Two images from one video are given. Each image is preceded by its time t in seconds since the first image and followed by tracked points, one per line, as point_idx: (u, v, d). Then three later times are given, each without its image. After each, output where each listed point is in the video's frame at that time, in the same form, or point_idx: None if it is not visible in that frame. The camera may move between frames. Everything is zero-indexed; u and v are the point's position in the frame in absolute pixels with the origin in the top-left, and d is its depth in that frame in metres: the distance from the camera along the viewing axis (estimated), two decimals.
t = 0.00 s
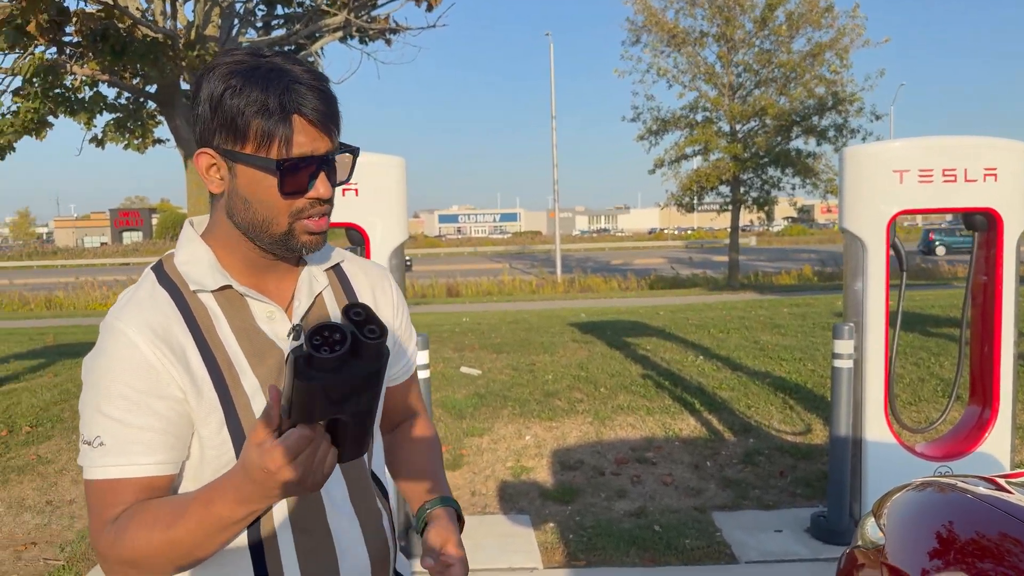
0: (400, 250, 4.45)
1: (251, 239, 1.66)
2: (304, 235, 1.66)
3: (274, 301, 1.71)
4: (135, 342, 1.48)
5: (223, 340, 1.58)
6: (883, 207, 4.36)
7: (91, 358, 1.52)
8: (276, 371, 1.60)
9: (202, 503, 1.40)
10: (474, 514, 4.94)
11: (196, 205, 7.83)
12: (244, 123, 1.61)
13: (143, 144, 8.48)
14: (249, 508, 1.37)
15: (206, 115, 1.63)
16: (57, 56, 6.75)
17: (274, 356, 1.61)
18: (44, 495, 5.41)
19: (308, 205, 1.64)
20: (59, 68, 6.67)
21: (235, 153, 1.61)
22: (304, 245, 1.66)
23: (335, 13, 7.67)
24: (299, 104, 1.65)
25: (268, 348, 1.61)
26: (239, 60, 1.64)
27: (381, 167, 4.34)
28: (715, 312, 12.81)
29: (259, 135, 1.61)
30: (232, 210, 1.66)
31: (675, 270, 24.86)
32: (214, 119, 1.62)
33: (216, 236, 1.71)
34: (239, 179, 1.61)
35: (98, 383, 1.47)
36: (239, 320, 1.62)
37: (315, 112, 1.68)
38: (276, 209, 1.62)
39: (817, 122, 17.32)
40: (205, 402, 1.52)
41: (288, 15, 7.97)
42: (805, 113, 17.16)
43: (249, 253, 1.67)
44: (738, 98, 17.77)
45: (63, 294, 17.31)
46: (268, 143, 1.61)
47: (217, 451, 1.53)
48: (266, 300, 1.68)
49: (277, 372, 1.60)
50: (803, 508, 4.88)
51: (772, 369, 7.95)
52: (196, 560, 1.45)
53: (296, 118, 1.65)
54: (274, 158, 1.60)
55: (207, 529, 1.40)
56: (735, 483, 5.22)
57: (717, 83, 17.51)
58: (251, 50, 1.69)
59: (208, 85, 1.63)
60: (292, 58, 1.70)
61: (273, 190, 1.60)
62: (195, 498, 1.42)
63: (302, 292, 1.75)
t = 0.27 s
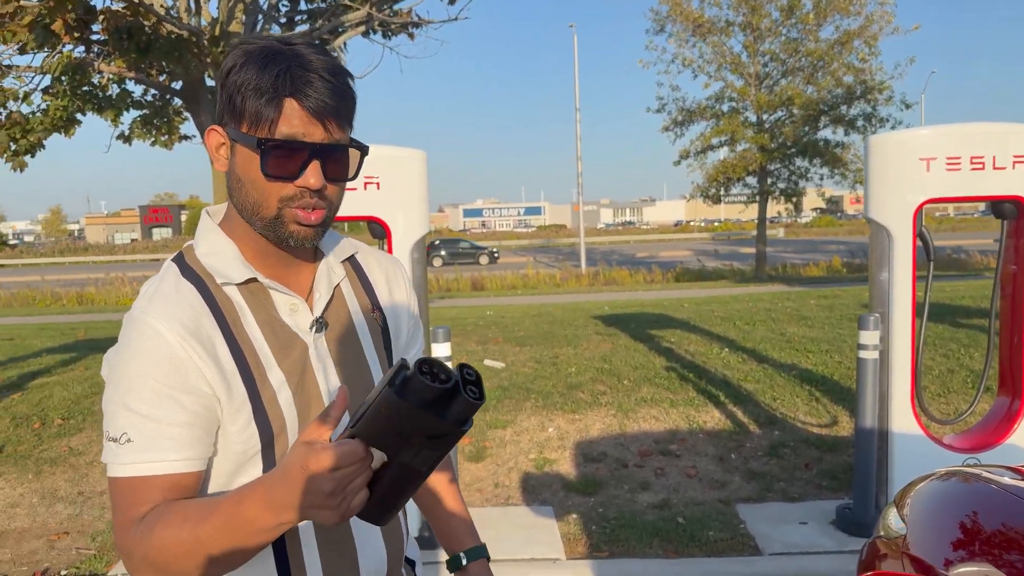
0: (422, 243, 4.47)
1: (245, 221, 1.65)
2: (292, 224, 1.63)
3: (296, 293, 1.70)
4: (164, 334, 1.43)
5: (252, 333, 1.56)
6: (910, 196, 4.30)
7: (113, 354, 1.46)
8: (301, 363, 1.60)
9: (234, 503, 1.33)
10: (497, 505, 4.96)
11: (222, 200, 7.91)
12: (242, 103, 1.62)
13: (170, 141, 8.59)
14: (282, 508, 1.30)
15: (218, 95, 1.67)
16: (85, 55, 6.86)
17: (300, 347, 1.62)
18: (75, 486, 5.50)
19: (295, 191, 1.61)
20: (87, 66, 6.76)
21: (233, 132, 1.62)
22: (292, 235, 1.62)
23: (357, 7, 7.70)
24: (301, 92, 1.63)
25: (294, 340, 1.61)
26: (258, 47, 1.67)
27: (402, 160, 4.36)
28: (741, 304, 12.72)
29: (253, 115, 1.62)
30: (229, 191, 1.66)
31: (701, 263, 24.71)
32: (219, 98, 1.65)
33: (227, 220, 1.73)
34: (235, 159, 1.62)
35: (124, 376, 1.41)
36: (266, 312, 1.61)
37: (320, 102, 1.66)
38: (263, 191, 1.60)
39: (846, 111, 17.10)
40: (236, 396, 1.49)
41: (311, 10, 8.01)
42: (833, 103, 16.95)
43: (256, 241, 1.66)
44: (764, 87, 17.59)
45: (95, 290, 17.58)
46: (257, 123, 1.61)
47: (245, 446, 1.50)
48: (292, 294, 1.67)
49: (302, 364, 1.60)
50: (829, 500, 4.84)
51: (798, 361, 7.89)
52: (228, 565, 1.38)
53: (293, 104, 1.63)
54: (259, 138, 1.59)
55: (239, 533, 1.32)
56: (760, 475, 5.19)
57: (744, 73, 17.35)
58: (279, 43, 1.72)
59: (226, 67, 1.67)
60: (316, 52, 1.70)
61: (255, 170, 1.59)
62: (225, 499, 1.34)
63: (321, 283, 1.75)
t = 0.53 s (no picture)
0: (427, 235, 4.48)
1: (297, 210, 1.71)
2: (342, 217, 1.67)
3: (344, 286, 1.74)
4: (218, 318, 1.47)
5: (301, 323, 1.60)
6: (916, 186, 4.29)
7: (162, 339, 1.48)
8: (345, 356, 1.63)
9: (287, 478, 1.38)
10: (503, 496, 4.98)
11: (228, 193, 7.92)
12: (302, 94, 1.67)
13: (175, 135, 8.60)
14: (339, 479, 1.36)
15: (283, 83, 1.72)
16: (91, 49, 6.90)
17: (346, 340, 1.65)
18: (85, 479, 5.55)
19: (347, 184, 1.65)
20: (93, 60, 6.77)
21: (293, 123, 1.68)
22: (340, 228, 1.67)
23: None
24: (360, 87, 1.67)
25: (343, 333, 1.65)
26: (325, 39, 1.71)
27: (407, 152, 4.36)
28: (749, 295, 12.68)
29: (312, 107, 1.66)
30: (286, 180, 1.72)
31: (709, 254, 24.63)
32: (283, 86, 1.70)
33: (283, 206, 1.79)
34: (293, 148, 1.67)
35: (175, 358, 1.43)
36: (315, 304, 1.65)
37: (379, 97, 1.69)
38: (316, 182, 1.65)
39: (854, 101, 17.00)
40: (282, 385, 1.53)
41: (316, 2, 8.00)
42: (841, 93, 16.85)
43: (307, 232, 1.71)
44: (772, 78, 17.49)
45: (103, 284, 17.65)
46: (316, 115, 1.65)
47: (286, 435, 1.53)
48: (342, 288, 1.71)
49: (346, 357, 1.63)
50: (836, 490, 4.84)
51: (805, 352, 7.87)
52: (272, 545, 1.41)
53: (353, 98, 1.67)
54: (316, 129, 1.63)
55: (293, 505, 1.37)
56: (766, 466, 5.20)
57: (751, 63, 17.30)
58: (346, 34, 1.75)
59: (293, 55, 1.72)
60: (381, 46, 1.73)
61: (309, 161, 1.64)
62: (277, 476, 1.40)
63: (370, 280, 1.80)
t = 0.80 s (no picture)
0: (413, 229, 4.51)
1: (375, 206, 1.70)
2: (421, 212, 1.66)
3: (416, 278, 1.71)
4: (285, 301, 1.51)
5: (366, 310, 1.58)
6: (895, 180, 4.36)
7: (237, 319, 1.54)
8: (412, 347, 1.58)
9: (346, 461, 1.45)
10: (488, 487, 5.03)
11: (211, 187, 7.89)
12: (383, 93, 1.69)
13: (158, 128, 8.55)
14: (398, 461, 1.44)
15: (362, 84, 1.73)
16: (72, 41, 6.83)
17: (411, 331, 1.60)
18: (69, 473, 5.54)
19: (425, 179, 1.65)
20: (74, 53, 6.72)
21: (372, 122, 1.69)
22: (419, 222, 1.66)
23: None
24: (438, 85, 1.68)
25: (408, 325, 1.60)
26: (402, 40, 1.72)
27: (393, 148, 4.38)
28: (730, 287, 12.80)
29: (394, 107, 1.68)
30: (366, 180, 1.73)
31: (691, 247, 24.78)
32: (364, 87, 1.71)
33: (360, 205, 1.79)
34: (372, 146, 1.68)
35: (246, 338, 1.49)
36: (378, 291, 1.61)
37: (456, 95, 1.70)
38: (394, 177, 1.65)
39: (834, 95, 17.14)
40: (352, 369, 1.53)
41: None
42: (821, 86, 16.99)
43: (385, 229, 1.69)
44: (753, 71, 17.60)
45: (83, 278, 17.53)
46: (397, 113, 1.66)
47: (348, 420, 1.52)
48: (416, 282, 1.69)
49: (413, 348, 1.58)
50: (817, 480, 4.93)
51: (786, 344, 7.96)
52: (328, 523, 1.46)
53: (433, 98, 1.69)
54: (397, 127, 1.64)
55: (350, 486, 1.43)
56: (749, 456, 5.27)
57: (733, 56, 17.39)
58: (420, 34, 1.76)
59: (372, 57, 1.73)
60: (455, 43, 1.73)
61: (389, 159, 1.64)
62: (339, 458, 1.46)
63: (443, 276, 1.74)
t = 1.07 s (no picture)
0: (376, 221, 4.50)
1: (427, 188, 1.69)
2: (471, 196, 1.65)
3: (470, 260, 1.68)
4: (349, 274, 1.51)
5: (424, 288, 1.57)
6: (852, 173, 4.45)
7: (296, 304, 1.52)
8: (466, 327, 1.58)
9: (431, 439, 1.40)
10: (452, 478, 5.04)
11: (170, 178, 7.77)
12: (437, 75, 1.67)
13: (114, 118, 8.40)
14: (487, 433, 1.40)
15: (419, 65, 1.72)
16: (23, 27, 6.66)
17: (464, 310, 1.59)
18: (24, 469, 5.43)
19: (475, 163, 1.63)
20: (27, 40, 6.57)
21: (426, 104, 1.68)
22: (469, 207, 1.64)
23: None
24: (492, 67, 1.65)
25: (461, 305, 1.60)
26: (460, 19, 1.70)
27: (355, 139, 4.36)
28: (692, 280, 12.93)
29: (448, 88, 1.66)
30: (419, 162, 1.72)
31: (654, 241, 24.97)
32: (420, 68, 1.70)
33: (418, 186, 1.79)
34: (426, 128, 1.68)
35: (312, 312, 1.46)
36: (432, 272, 1.60)
37: (510, 78, 1.67)
38: (446, 160, 1.64)
39: (794, 90, 17.37)
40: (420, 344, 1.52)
41: None
42: (782, 82, 17.22)
43: (437, 213, 1.68)
44: (715, 66, 17.76)
45: (37, 272, 17.14)
46: (450, 96, 1.65)
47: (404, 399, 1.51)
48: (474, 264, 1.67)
49: (466, 328, 1.58)
50: (776, 467, 5.02)
51: (746, 335, 8.08)
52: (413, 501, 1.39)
53: (488, 80, 1.66)
54: (450, 110, 1.63)
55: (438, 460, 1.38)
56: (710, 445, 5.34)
57: (695, 51, 17.52)
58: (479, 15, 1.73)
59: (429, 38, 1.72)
60: (513, 24, 1.69)
61: (441, 141, 1.63)
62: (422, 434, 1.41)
63: (497, 258, 1.72)
